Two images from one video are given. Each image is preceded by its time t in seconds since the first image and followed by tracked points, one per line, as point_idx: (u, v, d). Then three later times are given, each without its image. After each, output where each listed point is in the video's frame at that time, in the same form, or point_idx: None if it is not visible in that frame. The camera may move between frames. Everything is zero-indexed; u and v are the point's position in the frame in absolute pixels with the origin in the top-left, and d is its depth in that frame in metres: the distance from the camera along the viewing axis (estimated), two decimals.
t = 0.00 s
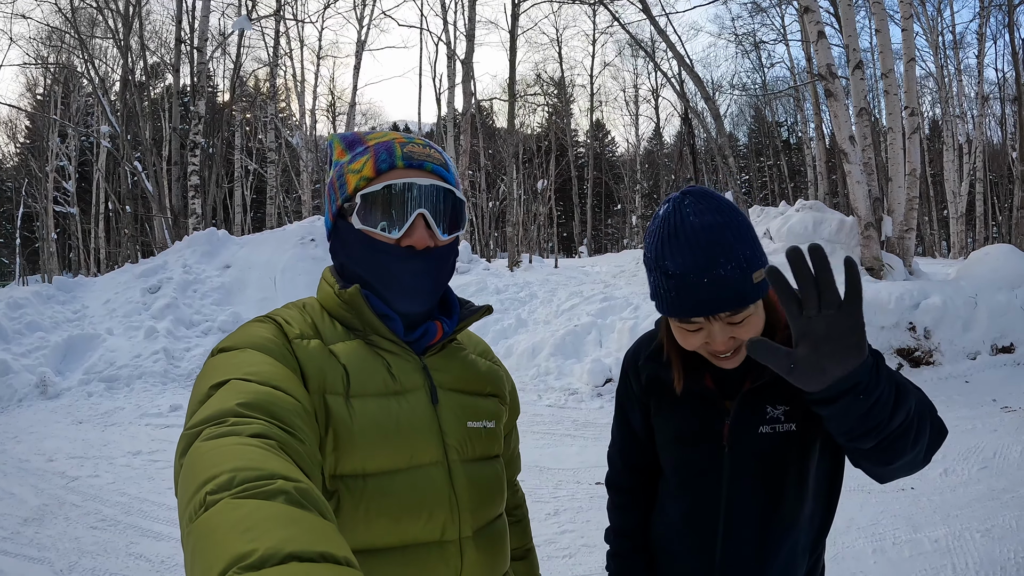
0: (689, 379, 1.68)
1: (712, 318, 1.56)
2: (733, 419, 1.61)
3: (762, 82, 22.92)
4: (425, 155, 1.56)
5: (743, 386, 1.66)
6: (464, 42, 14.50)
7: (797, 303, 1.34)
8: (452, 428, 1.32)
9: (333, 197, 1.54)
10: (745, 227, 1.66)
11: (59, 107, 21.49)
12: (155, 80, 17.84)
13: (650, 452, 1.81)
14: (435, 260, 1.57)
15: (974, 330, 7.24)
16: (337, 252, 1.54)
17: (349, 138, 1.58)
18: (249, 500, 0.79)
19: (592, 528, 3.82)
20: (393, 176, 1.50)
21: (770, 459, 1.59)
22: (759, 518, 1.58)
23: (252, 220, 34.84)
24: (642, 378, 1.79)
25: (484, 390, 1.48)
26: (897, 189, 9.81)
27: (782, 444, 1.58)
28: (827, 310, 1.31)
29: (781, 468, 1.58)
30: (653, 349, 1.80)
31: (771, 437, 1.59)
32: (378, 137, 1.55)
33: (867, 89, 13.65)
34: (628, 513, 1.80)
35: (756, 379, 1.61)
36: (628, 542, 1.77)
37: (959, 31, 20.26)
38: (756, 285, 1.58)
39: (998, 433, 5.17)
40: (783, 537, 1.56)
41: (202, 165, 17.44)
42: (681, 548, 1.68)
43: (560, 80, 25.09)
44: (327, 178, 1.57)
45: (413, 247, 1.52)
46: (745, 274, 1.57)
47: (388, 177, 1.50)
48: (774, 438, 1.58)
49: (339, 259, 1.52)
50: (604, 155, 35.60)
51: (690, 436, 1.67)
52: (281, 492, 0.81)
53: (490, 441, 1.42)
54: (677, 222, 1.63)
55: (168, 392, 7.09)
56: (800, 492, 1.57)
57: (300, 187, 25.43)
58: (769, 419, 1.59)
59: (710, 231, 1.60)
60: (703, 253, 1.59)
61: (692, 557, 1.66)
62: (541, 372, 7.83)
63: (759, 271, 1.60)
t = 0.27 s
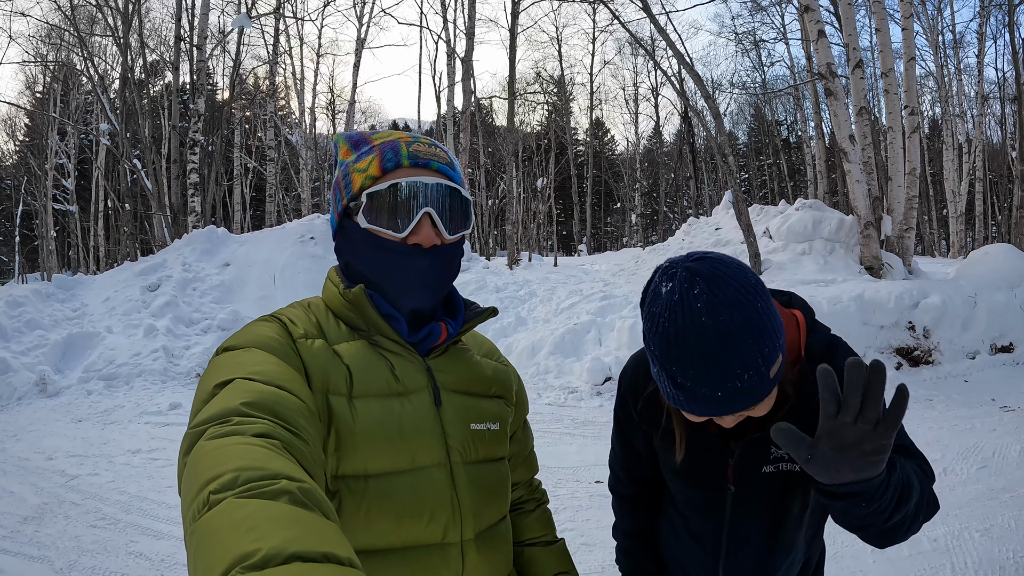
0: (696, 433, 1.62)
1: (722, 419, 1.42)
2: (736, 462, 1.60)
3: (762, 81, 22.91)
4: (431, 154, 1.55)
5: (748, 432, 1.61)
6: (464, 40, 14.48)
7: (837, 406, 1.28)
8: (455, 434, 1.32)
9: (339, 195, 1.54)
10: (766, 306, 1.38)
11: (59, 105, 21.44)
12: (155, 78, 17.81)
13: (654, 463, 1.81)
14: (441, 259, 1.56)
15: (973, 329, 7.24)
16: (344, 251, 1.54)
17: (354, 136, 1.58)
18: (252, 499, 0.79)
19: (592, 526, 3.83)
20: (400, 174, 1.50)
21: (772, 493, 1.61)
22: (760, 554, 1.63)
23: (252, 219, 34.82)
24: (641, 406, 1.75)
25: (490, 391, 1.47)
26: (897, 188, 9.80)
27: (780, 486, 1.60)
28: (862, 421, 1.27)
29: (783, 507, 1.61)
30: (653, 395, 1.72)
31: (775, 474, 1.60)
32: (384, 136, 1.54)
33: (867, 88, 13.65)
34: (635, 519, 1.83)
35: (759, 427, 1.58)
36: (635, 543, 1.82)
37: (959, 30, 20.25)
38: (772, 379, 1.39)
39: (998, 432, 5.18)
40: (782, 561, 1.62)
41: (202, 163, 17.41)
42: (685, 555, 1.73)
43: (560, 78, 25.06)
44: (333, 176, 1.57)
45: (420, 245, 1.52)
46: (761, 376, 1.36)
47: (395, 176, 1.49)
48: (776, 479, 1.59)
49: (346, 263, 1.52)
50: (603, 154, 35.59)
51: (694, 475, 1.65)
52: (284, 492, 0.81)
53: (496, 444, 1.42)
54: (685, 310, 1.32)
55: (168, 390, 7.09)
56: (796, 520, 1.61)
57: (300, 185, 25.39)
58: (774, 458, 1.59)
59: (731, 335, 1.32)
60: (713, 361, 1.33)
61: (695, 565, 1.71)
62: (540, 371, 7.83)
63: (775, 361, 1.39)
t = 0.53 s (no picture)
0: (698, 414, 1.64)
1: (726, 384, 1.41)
2: (737, 452, 1.61)
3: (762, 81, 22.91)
4: (433, 155, 1.56)
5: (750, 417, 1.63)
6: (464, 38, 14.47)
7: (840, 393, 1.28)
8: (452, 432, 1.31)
9: (341, 194, 1.55)
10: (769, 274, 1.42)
11: (58, 102, 21.41)
12: (154, 76, 17.79)
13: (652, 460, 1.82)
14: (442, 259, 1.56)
15: (972, 329, 7.25)
16: (343, 249, 1.54)
17: (356, 135, 1.58)
18: (251, 495, 0.79)
19: (590, 525, 3.83)
20: (401, 174, 1.51)
21: (773, 485, 1.62)
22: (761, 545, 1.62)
23: (252, 216, 34.81)
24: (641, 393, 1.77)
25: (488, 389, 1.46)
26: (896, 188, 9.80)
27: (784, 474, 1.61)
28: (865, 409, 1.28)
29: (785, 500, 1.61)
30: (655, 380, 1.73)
31: (775, 467, 1.62)
32: (386, 136, 1.56)
33: (866, 87, 13.65)
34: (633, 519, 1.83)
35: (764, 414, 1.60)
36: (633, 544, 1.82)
37: (959, 30, 20.26)
38: (776, 344, 1.40)
39: (996, 432, 5.18)
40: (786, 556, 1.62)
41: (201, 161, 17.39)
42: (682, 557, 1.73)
43: (560, 77, 25.04)
44: (335, 174, 1.58)
45: (419, 244, 1.51)
46: (765, 336, 1.37)
47: (396, 175, 1.50)
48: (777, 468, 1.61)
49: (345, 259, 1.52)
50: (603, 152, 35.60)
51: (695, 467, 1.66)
52: (283, 489, 0.81)
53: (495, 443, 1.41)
54: (689, 269, 1.36)
55: (166, 388, 7.08)
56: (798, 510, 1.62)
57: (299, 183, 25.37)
58: (774, 448, 1.61)
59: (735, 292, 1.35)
60: (717, 314, 1.35)
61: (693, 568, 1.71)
62: (539, 370, 7.83)
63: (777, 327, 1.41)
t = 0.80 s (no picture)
0: (703, 379, 1.72)
1: (722, 261, 1.72)
2: (742, 419, 1.64)
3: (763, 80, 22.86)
4: (426, 151, 1.53)
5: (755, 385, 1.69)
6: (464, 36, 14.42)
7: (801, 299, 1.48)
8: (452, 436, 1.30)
9: (336, 197, 1.55)
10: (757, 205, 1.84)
11: (58, 100, 21.37)
12: (155, 74, 17.76)
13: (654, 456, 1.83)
14: (440, 257, 1.54)
15: (972, 329, 7.25)
16: (341, 252, 1.54)
17: (349, 139, 1.57)
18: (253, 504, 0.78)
19: (590, 524, 3.83)
20: (393, 173, 1.49)
21: (777, 461, 1.59)
22: (767, 526, 1.57)
23: (252, 214, 34.75)
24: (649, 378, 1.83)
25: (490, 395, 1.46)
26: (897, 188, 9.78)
27: (791, 446, 1.59)
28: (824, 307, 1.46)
29: (790, 477, 1.57)
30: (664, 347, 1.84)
31: (780, 441, 1.60)
32: (378, 136, 1.54)
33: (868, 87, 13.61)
34: (629, 524, 1.81)
35: (769, 378, 1.64)
36: (626, 550, 1.78)
37: (961, 30, 20.20)
38: (764, 237, 1.77)
39: (996, 433, 5.18)
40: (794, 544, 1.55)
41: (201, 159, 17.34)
42: (682, 551, 1.66)
43: (560, 76, 24.98)
44: (330, 179, 1.58)
45: (415, 242, 1.49)
46: (754, 223, 1.76)
47: (389, 174, 1.49)
48: (783, 441, 1.60)
49: (344, 258, 1.53)
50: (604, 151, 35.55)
51: (698, 436, 1.69)
52: (283, 496, 0.80)
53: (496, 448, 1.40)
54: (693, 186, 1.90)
55: (166, 386, 7.08)
56: (804, 490, 1.56)
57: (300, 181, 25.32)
58: (778, 420, 1.61)
59: (723, 198, 1.81)
60: (712, 202, 1.80)
61: (693, 564, 1.64)
62: (539, 369, 7.83)
63: (764, 229, 1.79)
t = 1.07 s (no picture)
0: (702, 378, 1.68)
1: (720, 238, 1.74)
2: (739, 418, 1.60)
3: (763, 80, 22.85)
4: (426, 154, 1.54)
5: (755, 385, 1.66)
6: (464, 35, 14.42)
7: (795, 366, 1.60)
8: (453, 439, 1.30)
9: (337, 202, 1.55)
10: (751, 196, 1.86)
11: (59, 98, 21.36)
12: (155, 72, 17.75)
13: (651, 461, 1.82)
14: (442, 258, 1.53)
15: (972, 330, 7.25)
16: (343, 256, 1.53)
17: (350, 145, 1.58)
18: (251, 507, 0.78)
19: (590, 524, 3.82)
20: (395, 176, 1.49)
21: (777, 462, 1.55)
22: (769, 531, 1.52)
23: (252, 213, 34.75)
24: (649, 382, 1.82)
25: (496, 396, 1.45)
26: (898, 188, 9.77)
27: (790, 445, 1.55)
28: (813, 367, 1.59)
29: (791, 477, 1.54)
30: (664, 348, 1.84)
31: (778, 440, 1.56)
32: (378, 141, 1.55)
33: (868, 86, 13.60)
34: (626, 530, 1.81)
35: (766, 375, 1.60)
36: (621, 556, 1.78)
37: (962, 30, 20.18)
38: (759, 221, 1.79)
39: (996, 434, 5.18)
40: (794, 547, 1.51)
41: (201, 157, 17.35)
42: (678, 558, 1.62)
43: (561, 75, 24.96)
44: (331, 185, 1.58)
45: (418, 243, 1.49)
46: (749, 207, 1.79)
47: (389, 177, 1.49)
48: (782, 441, 1.56)
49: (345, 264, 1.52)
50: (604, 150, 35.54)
51: (696, 436, 1.66)
52: (284, 500, 0.80)
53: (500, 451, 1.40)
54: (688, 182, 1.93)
55: (166, 385, 7.08)
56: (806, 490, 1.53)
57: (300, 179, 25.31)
58: (776, 420, 1.57)
59: (719, 184, 1.83)
60: (710, 188, 1.82)
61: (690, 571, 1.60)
62: (539, 368, 7.83)
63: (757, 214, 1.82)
